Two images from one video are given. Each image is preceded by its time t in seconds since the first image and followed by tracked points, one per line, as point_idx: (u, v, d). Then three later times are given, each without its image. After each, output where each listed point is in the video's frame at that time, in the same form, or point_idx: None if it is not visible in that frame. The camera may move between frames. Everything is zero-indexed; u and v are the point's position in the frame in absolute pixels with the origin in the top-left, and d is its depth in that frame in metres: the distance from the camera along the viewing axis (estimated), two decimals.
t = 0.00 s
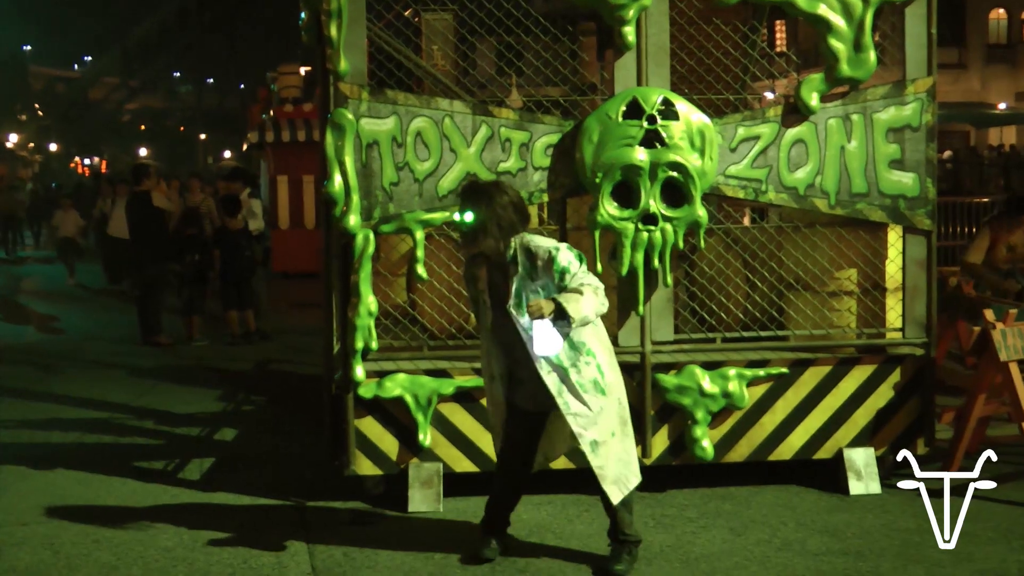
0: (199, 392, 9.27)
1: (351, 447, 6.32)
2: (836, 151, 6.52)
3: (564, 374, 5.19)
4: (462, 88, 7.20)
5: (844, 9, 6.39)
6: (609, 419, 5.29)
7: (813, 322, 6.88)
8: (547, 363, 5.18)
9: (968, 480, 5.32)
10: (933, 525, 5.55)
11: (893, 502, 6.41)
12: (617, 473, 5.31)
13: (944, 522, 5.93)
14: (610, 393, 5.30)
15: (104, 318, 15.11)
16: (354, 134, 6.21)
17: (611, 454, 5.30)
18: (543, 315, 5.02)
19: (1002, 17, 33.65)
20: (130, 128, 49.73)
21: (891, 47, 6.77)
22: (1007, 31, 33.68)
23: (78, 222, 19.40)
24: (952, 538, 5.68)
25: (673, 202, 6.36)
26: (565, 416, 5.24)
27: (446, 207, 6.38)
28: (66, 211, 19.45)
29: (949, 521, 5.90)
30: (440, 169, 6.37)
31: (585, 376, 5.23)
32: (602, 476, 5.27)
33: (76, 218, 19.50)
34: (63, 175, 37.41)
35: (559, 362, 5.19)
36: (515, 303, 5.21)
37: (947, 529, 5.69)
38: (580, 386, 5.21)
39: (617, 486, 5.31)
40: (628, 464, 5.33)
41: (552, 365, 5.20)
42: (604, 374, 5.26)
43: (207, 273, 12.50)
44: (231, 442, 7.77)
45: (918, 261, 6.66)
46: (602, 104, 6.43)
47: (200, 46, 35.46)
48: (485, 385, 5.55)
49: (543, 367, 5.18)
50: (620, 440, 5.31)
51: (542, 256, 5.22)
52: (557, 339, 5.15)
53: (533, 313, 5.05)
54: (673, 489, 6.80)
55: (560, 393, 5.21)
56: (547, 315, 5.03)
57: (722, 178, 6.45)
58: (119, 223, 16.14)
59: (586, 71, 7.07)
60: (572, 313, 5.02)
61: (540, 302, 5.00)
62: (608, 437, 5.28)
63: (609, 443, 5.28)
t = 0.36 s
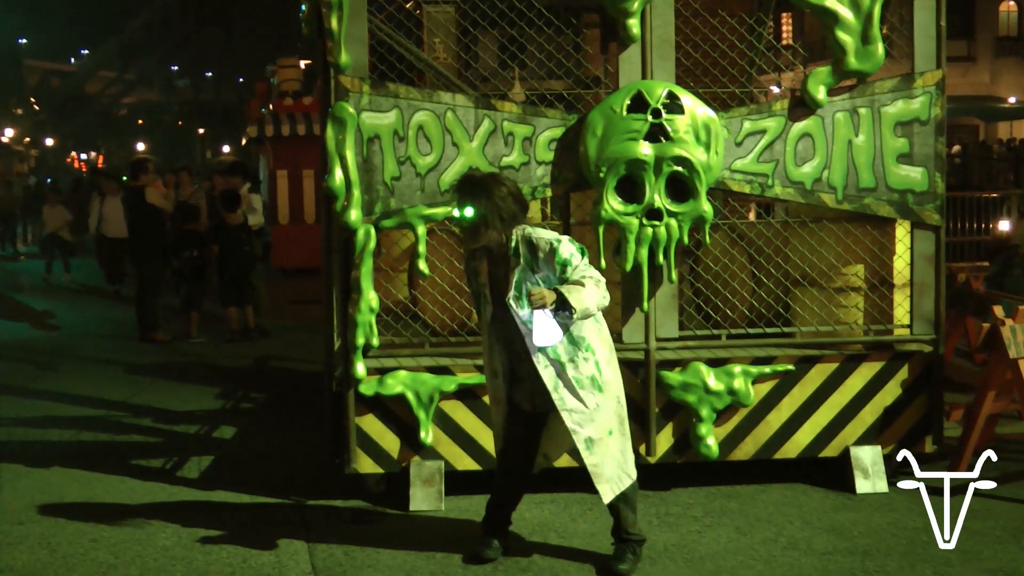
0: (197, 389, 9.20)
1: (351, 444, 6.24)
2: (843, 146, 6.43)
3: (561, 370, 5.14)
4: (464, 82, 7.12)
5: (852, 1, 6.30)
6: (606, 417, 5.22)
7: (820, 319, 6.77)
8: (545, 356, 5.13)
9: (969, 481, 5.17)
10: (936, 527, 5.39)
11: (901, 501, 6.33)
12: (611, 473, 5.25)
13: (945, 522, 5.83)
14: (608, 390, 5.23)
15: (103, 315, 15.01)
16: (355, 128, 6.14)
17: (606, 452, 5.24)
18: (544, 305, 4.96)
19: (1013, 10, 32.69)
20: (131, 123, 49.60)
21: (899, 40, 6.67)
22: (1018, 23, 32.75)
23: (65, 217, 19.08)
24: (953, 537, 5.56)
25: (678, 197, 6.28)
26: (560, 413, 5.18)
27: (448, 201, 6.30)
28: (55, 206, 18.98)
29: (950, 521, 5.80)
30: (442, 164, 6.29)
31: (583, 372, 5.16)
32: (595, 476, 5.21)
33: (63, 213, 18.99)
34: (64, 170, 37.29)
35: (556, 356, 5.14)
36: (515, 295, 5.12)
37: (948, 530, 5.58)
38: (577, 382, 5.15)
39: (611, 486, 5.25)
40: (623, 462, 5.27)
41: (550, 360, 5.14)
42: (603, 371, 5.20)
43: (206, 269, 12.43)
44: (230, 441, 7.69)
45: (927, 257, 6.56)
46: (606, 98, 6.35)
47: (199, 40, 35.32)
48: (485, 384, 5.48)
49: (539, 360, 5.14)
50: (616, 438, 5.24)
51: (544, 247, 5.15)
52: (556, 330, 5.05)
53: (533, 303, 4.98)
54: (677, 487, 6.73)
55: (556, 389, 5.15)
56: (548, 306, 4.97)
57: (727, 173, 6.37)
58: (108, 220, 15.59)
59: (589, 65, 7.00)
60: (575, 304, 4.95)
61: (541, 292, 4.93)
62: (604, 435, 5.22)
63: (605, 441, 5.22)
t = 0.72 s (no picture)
0: (199, 386, 9.12)
1: (355, 442, 6.16)
2: (854, 139, 6.33)
3: (566, 366, 5.06)
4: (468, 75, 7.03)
5: None
6: (613, 414, 5.12)
7: (831, 314, 6.71)
8: (550, 351, 5.06)
9: (968, 481, 5.03)
10: (934, 526, 5.28)
11: (913, 499, 6.24)
12: (619, 472, 5.13)
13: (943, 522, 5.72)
14: (615, 388, 5.13)
15: (105, 313, 14.93)
16: (359, 122, 6.05)
17: (612, 449, 5.13)
18: (551, 300, 4.89)
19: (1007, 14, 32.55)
20: (133, 119, 49.51)
21: (911, 31, 6.57)
22: None
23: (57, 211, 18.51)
24: (954, 537, 5.40)
25: (686, 191, 6.18)
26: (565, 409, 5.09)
27: (454, 196, 6.21)
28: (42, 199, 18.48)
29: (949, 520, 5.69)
30: (448, 158, 6.20)
31: (588, 369, 5.07)
32: (601, 474, 5.10)
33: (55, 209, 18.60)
34: (65, 167, 37.20)
35: (561, 351, 5.06)
36: (521, 290, 5.02)
37: (948, 530, 5.44)
38: (582, 379, 5.06)
39: (618, 485, 5.13)
40: (630, 460, 5.16)
41: (555, 355, 5.06)
42: (609, 367, 5.11)
43: (208, 265, 12.34)
44: (231, 439, 7.61)
45: (939, 252, 6.47)
46: (614, 91, 6.26)
47: (201, 35, 35.23)
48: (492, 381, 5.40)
49: (544, 356, 5.06)
50: (624, 436, 5.14)
51: (550, 243, 5.07)
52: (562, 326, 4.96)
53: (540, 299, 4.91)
54: (686, 485, 6.64)
55: (561, 385, 5.07)
56: (554, 301, 4.89)
57: (736, 166, 6.28)
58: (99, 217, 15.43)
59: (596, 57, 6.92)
60: (581, 299, 4.87)
61: (549, 287, 4.85)
62: (610, 432, 5.11)
63: (611, 438, 5.11)
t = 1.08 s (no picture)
0: (207, 383, 9.05)
1: (365, 440, 6.08)
2: (869, 130, 6.24)
3: (576, 361, 4.98)
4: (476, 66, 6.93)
5: None
6: (624, 410, 5.03)
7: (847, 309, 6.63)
8: (559, 346, 4.98)
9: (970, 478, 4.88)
10: (935, 527, 5.14)
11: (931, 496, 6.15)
12: (630, 469, 5.05)
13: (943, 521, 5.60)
14: (626, 384, 5.05)
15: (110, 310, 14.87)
16: (368, 115, 5.98)
17: (623, 446, 5.05)
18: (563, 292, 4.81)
19: None
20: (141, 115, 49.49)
21: (928, 20, 6.46)
22: None
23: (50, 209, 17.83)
24: (953, 538, 5.29)
25: (699, 184, 6.10)
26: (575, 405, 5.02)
27: (464, 190, 6.13)
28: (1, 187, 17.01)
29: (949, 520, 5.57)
30: (457, 151, 6.12)
31: (599, 365, 4.99)
32: (612, 471, 5.02)
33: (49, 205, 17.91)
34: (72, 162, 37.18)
35: (571, 347, 4.98)
36: (532, 285, 4.95)
37: (947, 530, 5.32)
38: (592, 375, 4.97)
39: (629, 482, 5.04)
40: (642, 457, 5.07)
41: (565, 350, 4.98)
42: (620, 363, 5.03)
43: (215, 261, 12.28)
44: (238, 436, 7.54)
45: (957, 245, 6.37)
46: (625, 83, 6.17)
47: (207, 30, 35.19)
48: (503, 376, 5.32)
49: (553, 351, 4.98)
50: (635, 433, 5.05)
51: (561, 236, 5.01)
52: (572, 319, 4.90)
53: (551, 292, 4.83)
54: (699, 482, 6.56)
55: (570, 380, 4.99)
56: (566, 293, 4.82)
57: (750, 159, 6.18)
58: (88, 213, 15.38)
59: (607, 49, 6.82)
60: (593, 291, 4.80)
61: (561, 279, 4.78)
62: (621, 428, 5.03)
63: (622, 435, 5.03)
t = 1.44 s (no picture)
0: (220, 387, 8.99)
1: (380, 444, 6.01)
2: (892, 129, 6.13)
3: (597, 360, 4.89)
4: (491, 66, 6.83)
5: None
6: (642, 412, 4.94)
7: (868, 310, 6.54)
8: (581, 343, 4.90)
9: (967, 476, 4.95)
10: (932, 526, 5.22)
11: (955, 503, 6.06)
12: (646, 472, 4.95)
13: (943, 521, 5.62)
14: (645, 385, 4.96)
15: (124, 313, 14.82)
16: (382, 116, 5.92)
17: (638, 448, 4.95)
18: (584, 249, 4.76)
19: None
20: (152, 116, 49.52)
21: (952, 18, 6.35)
22: None
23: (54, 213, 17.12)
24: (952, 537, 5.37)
25: (718, 185, 6.02)
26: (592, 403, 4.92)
27: (480, 191, 6.04)
28: None
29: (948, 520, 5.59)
30: (473, 151, 6.04)
31: (620, 364, 4.90)
32: (626, 473, 4.92)
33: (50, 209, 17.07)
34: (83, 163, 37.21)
35: (592, 345, 4.89)
36: (553, 281, 4.85)
37: (946, 529, 5.38)
38: (612, 374, 4.89)
39: (643, 485, 4.94)
40: (657, 460, 4.97)
41: (586, 347, 4.90)
42: (639, 364, 4.93)
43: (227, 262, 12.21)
44: (253, 441, 7.47)
45: (981, 246, 6.27)
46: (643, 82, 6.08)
47: (217, 30, 35.18)
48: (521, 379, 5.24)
49: (575, 347, 4.90)
50: (652, 435, 4.96)
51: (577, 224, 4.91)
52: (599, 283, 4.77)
53: (572, 251, 4.79)
54: (719, 487, 6.48)
55: (590, 378, 4.90)
56: (588, 252, 4.76)
57: (770, 159, 6.09)
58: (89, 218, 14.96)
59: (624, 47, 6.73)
60: (619, 241, 4.78)
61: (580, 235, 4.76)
62: (636, 430, 4.94)
63: (637, 436, 4.94)
